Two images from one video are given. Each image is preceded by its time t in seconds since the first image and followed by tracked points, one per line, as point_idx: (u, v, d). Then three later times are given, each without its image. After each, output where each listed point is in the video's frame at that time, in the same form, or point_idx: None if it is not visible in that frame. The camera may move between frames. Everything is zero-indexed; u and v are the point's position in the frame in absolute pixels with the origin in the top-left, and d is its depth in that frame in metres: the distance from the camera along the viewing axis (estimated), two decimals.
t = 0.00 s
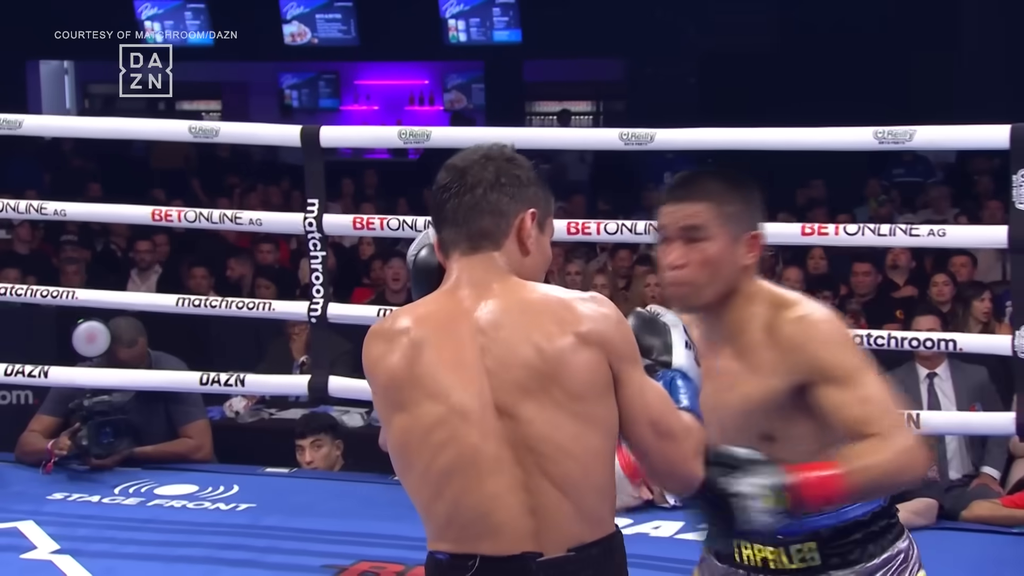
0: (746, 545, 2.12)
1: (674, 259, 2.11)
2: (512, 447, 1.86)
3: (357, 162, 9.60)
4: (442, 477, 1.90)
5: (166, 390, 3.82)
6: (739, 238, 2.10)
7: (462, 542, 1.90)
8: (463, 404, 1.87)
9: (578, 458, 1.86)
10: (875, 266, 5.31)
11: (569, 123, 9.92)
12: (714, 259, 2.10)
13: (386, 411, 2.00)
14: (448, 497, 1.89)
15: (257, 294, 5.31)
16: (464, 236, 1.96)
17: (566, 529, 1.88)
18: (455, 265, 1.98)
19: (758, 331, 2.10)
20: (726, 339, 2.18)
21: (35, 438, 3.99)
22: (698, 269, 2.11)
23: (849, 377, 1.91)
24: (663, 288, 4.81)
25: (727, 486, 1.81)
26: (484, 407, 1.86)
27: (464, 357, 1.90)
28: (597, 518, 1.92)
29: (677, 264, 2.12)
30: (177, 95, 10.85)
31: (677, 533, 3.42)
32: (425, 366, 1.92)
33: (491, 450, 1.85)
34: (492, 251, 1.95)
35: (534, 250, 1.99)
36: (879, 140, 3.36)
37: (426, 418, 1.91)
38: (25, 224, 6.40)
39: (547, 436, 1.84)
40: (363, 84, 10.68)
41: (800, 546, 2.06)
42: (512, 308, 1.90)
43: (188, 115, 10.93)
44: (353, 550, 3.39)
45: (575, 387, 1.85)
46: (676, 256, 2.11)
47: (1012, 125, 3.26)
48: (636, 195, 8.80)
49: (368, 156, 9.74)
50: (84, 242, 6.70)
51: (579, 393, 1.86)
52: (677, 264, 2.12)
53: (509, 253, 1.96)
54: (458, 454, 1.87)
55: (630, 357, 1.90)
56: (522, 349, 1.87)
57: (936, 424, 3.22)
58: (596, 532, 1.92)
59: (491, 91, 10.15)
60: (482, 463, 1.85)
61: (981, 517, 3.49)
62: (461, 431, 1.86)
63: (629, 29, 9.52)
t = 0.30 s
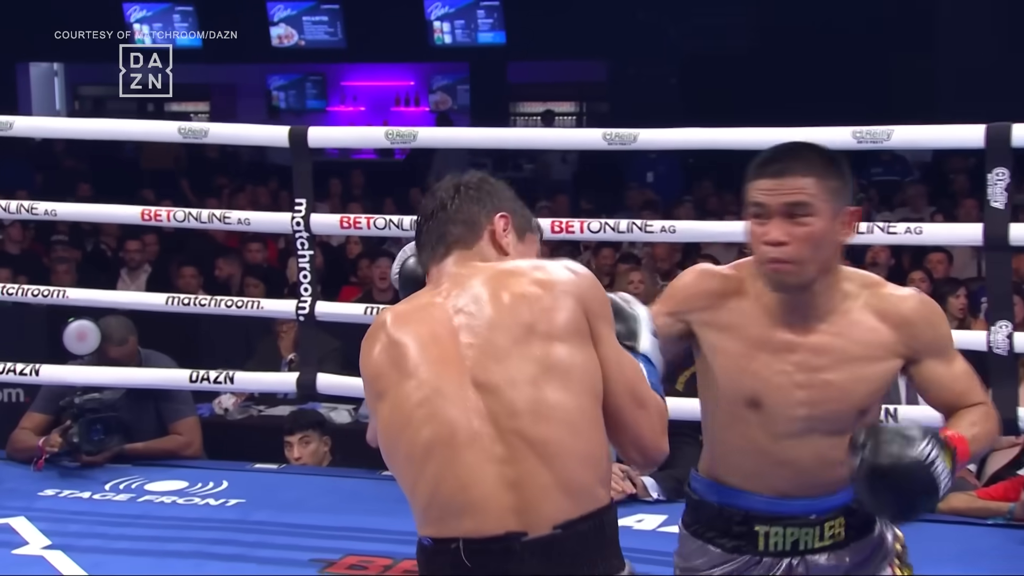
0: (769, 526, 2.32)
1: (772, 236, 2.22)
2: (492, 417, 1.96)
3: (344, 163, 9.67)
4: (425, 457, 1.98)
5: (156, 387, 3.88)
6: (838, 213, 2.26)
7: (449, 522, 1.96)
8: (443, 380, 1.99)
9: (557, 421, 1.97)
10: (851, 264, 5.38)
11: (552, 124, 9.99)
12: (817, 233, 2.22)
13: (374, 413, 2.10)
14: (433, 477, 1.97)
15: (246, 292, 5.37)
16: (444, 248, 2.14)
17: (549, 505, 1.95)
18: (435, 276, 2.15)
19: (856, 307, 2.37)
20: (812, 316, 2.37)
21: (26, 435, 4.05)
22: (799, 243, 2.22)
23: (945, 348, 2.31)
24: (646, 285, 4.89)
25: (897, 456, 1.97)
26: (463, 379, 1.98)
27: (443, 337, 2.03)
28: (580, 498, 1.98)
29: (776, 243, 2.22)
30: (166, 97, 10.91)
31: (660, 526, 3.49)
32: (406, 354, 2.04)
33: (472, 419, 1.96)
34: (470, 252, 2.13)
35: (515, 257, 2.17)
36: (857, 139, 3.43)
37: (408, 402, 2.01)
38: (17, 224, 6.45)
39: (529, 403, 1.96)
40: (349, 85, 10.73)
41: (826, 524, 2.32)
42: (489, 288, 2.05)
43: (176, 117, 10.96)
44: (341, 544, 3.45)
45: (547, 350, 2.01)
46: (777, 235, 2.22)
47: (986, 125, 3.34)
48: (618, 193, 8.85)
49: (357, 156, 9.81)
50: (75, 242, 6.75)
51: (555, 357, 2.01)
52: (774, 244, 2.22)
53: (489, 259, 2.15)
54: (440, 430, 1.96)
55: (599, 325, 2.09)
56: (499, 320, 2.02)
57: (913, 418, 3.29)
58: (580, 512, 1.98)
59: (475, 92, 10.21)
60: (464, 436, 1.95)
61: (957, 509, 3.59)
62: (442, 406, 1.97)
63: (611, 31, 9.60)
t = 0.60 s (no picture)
0: (766, 512, 2.43)
1: (828, 249, 2.26)
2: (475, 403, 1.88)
3: (333, 162, 9.72)
4: (412, 454, 1.90)
5: (147, 385, 3.91)
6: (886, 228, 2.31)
7: (439, 516, 1.87)
8: (426, 373, 1.92)
9: (543, 402, 1.87)
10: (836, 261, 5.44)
11: (539, 123, 10.04)
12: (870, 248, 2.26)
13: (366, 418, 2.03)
14: (420, 472, 1.89)
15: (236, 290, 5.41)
16: (428, 231, 2.09)
17: (537, 490, 1.84)
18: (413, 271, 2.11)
19: (864, 309, 2.49)
20: (834, 322, 2.45)
21: (18, 433, 4.09)
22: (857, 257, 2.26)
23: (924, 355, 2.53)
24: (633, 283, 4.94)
25: (897, 402, 2.13)
26: (446, 369, 1.91)
27: (426, 329, 1.97)
28: (571, 483, 1.86)
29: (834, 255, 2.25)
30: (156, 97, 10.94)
31: (646, 521, 3.53)
32: (389, 351, 1.98)
33: (455, 409, 1.88)
34: (433, 246, 2.09)
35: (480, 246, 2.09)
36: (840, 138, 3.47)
37: (392, 398, 1.95)
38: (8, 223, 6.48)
39: (514, 386, 1.87)
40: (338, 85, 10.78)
41: (818, 512, 2.44)
42: (468, 274, 1.98)
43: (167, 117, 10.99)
44: (331, 540, 3.48)
45: (529, 332, 1.92)
46: (836, 249, 2.25)
47: (966, 124, 3.39)
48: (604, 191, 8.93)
49: (346, 155, 9.86)
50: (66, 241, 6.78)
51: (539, 339, 1.92)
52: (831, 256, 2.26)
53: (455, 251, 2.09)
54: (424, 423, 1.89)
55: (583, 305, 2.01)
56: (478, 306, 1.95)
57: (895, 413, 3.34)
58: (571, 498, 1.86)
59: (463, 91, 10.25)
60: (449, 428, 1.87)
61: (939, 503, 3.64)
62: (424, 398, 1.90)
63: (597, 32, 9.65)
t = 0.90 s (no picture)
0: (738, 505, 2.51)
1: (820, 268, 2.36)
2: (471, 398, 1.98)
3: (321, 159, 9.74)
4: (410, 445, 2.00)
5: (136, 379, 3.95)
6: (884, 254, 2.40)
7: (437, 506, 1.97)
8: (424, 369, 2.02)
9: (536, 398, 1.96)
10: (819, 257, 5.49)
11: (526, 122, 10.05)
12: (864, 272, 2.36)
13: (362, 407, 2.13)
14: (418, 464, 1.99)
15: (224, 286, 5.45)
16: (410, 225, 2.16)
17: (532, 482, 1.94)
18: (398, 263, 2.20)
19: (857, 323, 2.57)
20: (823, 332, 2.55)
21: (8, 427, 4.13)
22: (847, 279, 2.36)
23: (908, 375, 2.60)
24: (618, 278, 4.98)
25: (871, 385, 2.20)
26: (444, 364, 2.01)
27: (423, 325, 2.06)
28: (565, 475, 1.97)
29: (825, 274, 2.35)
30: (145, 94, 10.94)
31: (628, 513, 3.58)
32: (388, 346, 2.07)
33: (453, 403, 1.98)
34: (415, 237, 2.17)
35: (458, 226, 2.19)
36: (821, 137, 3.52)
37: (391, 392, 2.04)
38: None
39: (510, 381, 1.97)
40: (326, 83, 10.80)
41: (790, 509, 2.51)
42: (461, 272, 2.06)
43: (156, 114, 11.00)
44: (318, 532, 3.53)
45: (522, 329, 2.00)
46: (826, 267, 2.35)
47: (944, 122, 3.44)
48: (589, 188, 8.93)
49: (334, 153, 9.89)
50: (56, 237, 6.80)
51: (532, 334, 2.00)
52: (823, 275, 2.36)
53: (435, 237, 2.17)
54: (423, 416, 1.98)
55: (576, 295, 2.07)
56: (471, 303, 2.03)
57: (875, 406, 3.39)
58: (566, 490, 1.96)
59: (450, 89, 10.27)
60: (447, 420, 1.97)
61: (917, 495, 3.70)
62: (423, 393, 1.99)
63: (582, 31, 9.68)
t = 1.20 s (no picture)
0: (716, 502, 2.46)
1: (801, 280, 2.33)
2: (472, 391, 1.88)
3: (307, 156, 9.83)
4: (407, 436, 1.91)
5: (124, 372, 4.02)
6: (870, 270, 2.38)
7: (431, 502, 1.89)
8: (424, 359, 1.91)
9: (540, 394, 1.88)
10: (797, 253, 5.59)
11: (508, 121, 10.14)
12: (845, 288, 2.34)
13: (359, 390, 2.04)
14: (415, 456, 1.90)
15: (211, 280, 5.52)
16: (423, 213, 2.01)
17: (529, 482, 1.86)
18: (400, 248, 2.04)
19: (846, 335, 2.53)
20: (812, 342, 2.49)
21: None
22: (825, 295, 2.34)
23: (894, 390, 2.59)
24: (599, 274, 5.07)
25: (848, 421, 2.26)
26: (445, 355, 1.91)
27: (423, 312, 1.96)
28: (563, 474, 1.89)
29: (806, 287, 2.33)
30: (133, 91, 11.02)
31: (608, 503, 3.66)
32: (387, 330, 1.97)
33: (454, 396, 1.88)
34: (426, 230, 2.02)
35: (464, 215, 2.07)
36: (797, 135, 3.60)
37: (388, 379, 1.95)
38: None
39: (513, 379, 1.87)
40: (312, 81, 10.88)
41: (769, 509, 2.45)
42: (462, 263, 1.97)
43: (145, 111, 11.08)
44: (302, 523, 3.60)
45: (528, 323, 1.91)
46: (808, 281, 2.32)
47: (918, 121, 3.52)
48: (570, 185, 9.02)
49: (319, 150, 9.99)
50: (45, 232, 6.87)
51: (537, 329, 1.91)
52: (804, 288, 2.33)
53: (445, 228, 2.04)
54: (422, 407, 1.89)
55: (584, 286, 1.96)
56: (477, 295, 1.93)
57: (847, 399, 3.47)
58: (561, 488, 1.89)
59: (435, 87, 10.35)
60: (447, 412, 1.88)
61: (890, 486, 3.79)
62: (423, 383, 1.90)
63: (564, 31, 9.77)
